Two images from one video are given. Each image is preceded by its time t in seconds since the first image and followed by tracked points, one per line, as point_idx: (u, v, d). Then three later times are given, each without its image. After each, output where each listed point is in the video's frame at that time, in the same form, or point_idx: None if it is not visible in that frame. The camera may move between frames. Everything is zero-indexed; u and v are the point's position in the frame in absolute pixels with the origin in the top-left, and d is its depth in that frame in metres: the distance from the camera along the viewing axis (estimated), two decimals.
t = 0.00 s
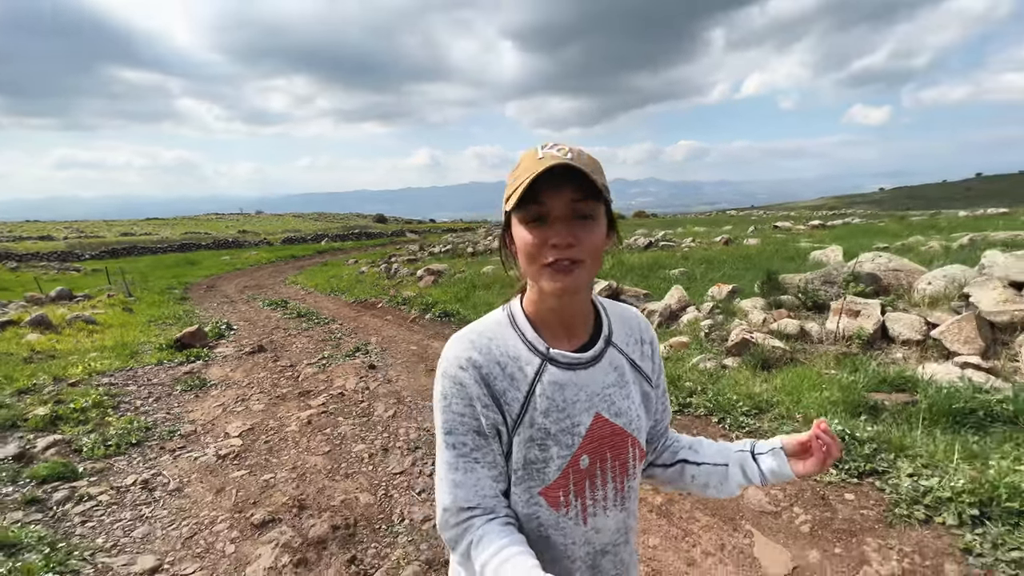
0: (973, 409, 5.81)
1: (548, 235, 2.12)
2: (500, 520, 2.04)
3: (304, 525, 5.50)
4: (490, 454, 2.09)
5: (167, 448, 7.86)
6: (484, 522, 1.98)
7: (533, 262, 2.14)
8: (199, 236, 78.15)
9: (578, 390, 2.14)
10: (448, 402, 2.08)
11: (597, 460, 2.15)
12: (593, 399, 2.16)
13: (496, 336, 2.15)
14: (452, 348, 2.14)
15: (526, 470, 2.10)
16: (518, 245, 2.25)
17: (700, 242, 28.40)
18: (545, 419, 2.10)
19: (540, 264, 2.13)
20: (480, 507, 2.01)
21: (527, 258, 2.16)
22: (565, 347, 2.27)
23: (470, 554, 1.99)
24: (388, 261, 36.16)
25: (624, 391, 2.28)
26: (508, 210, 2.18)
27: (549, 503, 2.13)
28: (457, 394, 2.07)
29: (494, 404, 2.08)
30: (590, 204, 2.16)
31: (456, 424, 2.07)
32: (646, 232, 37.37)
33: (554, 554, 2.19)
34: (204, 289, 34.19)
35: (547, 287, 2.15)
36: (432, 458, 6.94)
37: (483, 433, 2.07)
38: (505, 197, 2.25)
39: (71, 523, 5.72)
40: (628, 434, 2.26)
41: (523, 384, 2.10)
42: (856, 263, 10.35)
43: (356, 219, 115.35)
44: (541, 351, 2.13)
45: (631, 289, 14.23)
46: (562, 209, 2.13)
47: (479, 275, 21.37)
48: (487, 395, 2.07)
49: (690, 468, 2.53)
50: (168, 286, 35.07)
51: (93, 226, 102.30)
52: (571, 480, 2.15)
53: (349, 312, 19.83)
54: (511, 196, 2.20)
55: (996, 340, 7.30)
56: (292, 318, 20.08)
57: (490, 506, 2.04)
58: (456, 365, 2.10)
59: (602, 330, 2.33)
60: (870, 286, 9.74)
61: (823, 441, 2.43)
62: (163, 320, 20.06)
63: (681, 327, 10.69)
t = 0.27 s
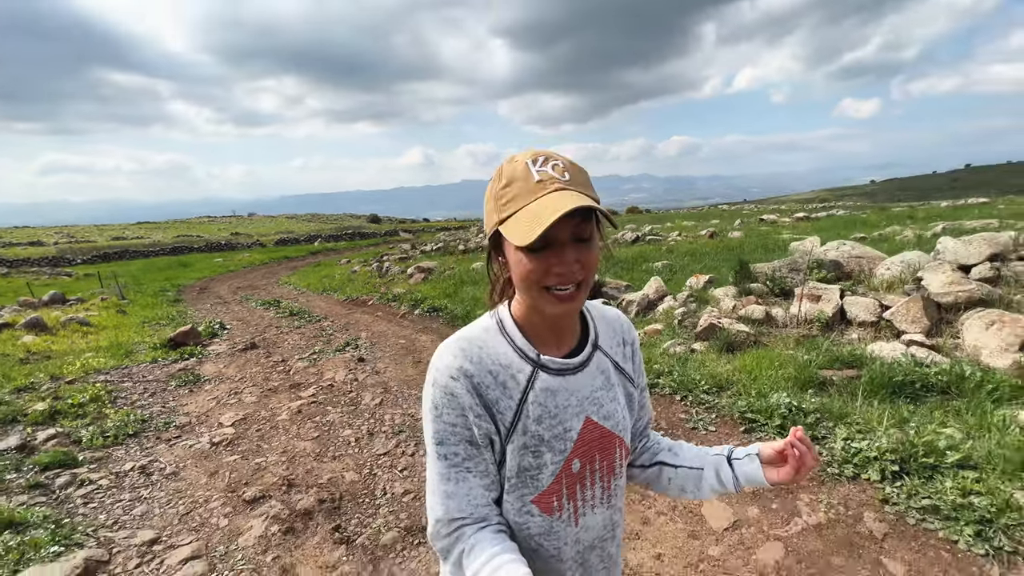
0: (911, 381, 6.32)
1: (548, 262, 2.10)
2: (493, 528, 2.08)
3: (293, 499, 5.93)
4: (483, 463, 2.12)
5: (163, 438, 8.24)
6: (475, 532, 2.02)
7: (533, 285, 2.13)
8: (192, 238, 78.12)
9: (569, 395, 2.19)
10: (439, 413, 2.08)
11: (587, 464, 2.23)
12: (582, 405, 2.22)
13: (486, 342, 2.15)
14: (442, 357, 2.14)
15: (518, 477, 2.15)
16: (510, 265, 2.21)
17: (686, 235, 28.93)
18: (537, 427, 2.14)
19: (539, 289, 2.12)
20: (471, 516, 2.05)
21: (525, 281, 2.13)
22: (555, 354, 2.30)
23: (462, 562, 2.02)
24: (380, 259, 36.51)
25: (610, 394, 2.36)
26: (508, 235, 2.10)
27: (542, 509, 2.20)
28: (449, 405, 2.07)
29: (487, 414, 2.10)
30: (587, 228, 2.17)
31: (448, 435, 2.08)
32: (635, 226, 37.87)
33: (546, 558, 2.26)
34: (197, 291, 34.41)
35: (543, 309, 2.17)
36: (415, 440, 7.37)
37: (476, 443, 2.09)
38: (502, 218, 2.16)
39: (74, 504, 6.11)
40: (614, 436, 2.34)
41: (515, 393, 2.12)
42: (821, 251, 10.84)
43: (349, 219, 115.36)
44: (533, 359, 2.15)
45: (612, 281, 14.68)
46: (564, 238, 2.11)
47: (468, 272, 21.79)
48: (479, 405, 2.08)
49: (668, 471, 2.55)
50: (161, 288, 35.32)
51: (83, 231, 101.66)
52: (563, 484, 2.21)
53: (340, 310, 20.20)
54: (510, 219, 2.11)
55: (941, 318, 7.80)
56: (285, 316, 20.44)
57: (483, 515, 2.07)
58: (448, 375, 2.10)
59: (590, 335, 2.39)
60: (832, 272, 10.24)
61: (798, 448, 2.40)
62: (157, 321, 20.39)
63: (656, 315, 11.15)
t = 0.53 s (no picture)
0: (848, 359, 6.95)
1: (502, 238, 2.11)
2: (485, 524, 2.10)
3: (284, 477, 6.49)
4: (468, 460, 2.14)
5: (162, 430, 8.75)
6: (468, 528, 2.07)
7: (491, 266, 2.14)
8: (184, 242, 78.26)
9: (549, 387, 2.18)
10: (420, 415, 2.11)
11: (573, 454, 2.23)
12: (564, 395, 2.21)
13: (462, 341, 2.16)
14: (420, 359, 2.16)
15: (504, 471, 2.16)
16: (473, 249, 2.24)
17: (670, 229, 29.62)
18: (518, 420, 2.13)
19: (497, 267, 2.13)
20: (461, 513, 2.09)
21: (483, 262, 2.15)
22: (534, 345, 2.27)
23: (457, 559, 2.07)
24: (372, 259, 37.04)
25: (593, 382, 2.33)
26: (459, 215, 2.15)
27: (532, 502, 2.20)
28: (429, 406, 2.10)
29: (467, 411, 2.11)
30: (540, 198, 2.15)
31: (431, 435, 2.11)
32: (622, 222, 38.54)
33: (541, 549, 2.28)
34: (191, 294, 34.84)
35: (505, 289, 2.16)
36: (398, 425, 7.91)
37: (458, 441, 2.12)
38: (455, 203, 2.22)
39: (82, 488, 6.61)
40: (601, 424, 2.32)
41: (494, 388, 2.13)
42: (783, 243, 11.45)
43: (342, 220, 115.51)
44: (509, 353, 2.14)
45: (592, 276, 15.27)
46: (514, 213, 2.12)
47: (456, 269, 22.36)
48: (459, 404, 2.10)
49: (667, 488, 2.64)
50: (154, 291, 35.74)
51: (74, 236, 101.27)
52: (550, 476, 2.21)
53: (332, 308, 20.75)
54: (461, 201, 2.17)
55: (884, 302, 8.41)
56: (278, 316, 20.95)
57: (474, 511, 2.10)
58: (427, 377, 2.13)
59: (571, 324, 2.36)
60: (792, 262, 10.86)
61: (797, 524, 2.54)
62: (152, 323, 20.87)
63: (630, 306, 11.72)
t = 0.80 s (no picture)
0: (801, 344, 7.47)
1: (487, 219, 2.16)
2: (467, 507, 2.12)
3: (274, 463, 6.94)
4: (452, 444, 2.17)
5: (160, 424, 9.16)
6: (451, 510, 2.08)
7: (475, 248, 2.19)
8: (177, 244, 78.28)
9: (535, 373, 2.22)
10: (405, 398, 2.12)
11: (558, 441, 2.27)
12: (550, 381, 2.26)
13: (448, 325, 2.19)
14: (406, 343, 2.17)
15: (488, 456, 2.18)
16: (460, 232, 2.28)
17: (658, 224, 30.16)
18: (504, 406, 2.17)
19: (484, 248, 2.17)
20: (444, 496, 2.09)
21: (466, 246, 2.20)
22: (521, 330, 2.34)
23: (440, 539, 2.07)
24: (364, 258, 37.43)
25: (581, 369, 2.41)
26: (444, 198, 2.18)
27: (515, 487, 2.23)
28: (414, 389, 2.11)
29: (452, 395, 2.13)
30: (522, 179, 2.19)
31: (415, 418, 2.12)
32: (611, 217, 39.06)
33: (522, 533, 2.33)
34: (185, 296, 35.15)
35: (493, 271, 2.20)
36: (384, 414, 8.35)
37: (443, 424, 2.13)
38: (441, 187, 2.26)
39: (85, 477, 7.04)
40: (587, 413, 2.39)
41: (480, 374, 2.15)
42: (754, 236, 11.95)
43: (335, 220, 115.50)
44: (496, 340, 2.18)
45: (575, 271, 15.74)
46: (497, 192, 2.16)
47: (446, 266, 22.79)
48: (444, 388, 2.12)
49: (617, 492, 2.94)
50: (149, 295, 35.91)
51: (66, 240, 100.87)
52: (534, 462, 2.25)
53: (324, 307, 21.17)
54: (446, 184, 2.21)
55: (842, 290, 8.93)
56: (271, 315, 21.33)
57: (457, 494, 2.13)
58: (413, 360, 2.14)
59: (559, 313, 2.44)
60: (761, 255, 11.38)
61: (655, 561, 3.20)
62: (147, 325, 21.21)
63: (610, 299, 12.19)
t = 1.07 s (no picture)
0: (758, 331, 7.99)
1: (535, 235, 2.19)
2: (481, 526, 2.12)
3: (266, 451, 7.42)
4: (468, 455, 2.17)
5: (157, 420, 9.60)
6: (464, 529, 2.09)
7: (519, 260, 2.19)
8: (171, 246, 78.40)
9: (551, 383, 2.27)
10: (423, 408, 2.12)
11: (572, 452, 2.33)
12: (565, 392, 2.32)
13: (465, 334, 2.22)
14: (424, 352, 2.18)
15: (504, 467, 2.21)
16: (497, 241, 2.27)
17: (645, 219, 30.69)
18: (521, 416, 2.20)
19: (526, 263, 2.20)
20: (458, 509, 2.11)
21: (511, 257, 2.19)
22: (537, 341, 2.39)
23: (454, 555, 2.06)
24: (357, 257, 37.85)
25: (593, 381, 2.47)
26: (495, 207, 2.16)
27: (529, 498, 2.27)
28: (432, 398, 2.12)
29: (471, 405, 2.15)
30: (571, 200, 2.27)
31: (432, 429, 2.12)
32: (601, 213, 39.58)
33: (534, 546, 2.35)
34: (180, 298, 35.54)
35: (529, 286, 2.24)
36: (370, 405, 8.83)
37: (460, 436, 2.14)
38: (489, 193, 2.21)
39: (89, 468, 7.49)
40: (600, 424, 2.45)
41: (498, 382, 2.19)
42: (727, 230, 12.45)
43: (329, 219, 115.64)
44: (513, 348, 2.23)
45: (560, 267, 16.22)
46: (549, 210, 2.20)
47: (436, 264, 23.27)
48: (463, 397, 2.14)
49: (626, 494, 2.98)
50: (145, 297, 36.27)
51: (59, 245, 100.67)
52: (549, 473, 2.30)
53: (317, 306, 21.62)
54: (498, 192, 2.19)
55: (802, 281, 9.45)
56: (265, 315, 21.77)
57: (470, 511, 2.13)
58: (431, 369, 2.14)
59: (573, 324, 2.50)
60: (731, 248, 11.90)
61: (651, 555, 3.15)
62: (144, 326, 21.66)
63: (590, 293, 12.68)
